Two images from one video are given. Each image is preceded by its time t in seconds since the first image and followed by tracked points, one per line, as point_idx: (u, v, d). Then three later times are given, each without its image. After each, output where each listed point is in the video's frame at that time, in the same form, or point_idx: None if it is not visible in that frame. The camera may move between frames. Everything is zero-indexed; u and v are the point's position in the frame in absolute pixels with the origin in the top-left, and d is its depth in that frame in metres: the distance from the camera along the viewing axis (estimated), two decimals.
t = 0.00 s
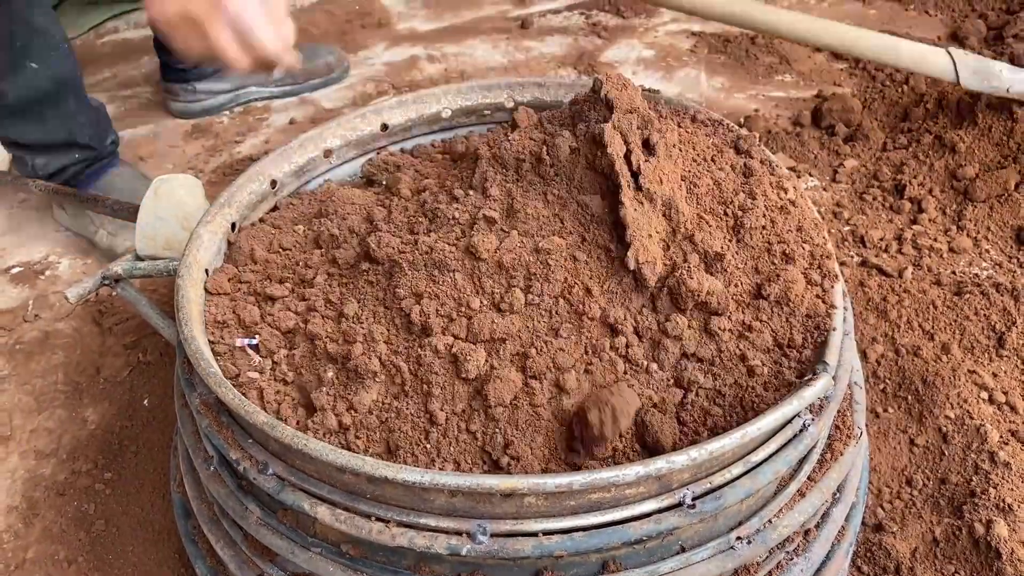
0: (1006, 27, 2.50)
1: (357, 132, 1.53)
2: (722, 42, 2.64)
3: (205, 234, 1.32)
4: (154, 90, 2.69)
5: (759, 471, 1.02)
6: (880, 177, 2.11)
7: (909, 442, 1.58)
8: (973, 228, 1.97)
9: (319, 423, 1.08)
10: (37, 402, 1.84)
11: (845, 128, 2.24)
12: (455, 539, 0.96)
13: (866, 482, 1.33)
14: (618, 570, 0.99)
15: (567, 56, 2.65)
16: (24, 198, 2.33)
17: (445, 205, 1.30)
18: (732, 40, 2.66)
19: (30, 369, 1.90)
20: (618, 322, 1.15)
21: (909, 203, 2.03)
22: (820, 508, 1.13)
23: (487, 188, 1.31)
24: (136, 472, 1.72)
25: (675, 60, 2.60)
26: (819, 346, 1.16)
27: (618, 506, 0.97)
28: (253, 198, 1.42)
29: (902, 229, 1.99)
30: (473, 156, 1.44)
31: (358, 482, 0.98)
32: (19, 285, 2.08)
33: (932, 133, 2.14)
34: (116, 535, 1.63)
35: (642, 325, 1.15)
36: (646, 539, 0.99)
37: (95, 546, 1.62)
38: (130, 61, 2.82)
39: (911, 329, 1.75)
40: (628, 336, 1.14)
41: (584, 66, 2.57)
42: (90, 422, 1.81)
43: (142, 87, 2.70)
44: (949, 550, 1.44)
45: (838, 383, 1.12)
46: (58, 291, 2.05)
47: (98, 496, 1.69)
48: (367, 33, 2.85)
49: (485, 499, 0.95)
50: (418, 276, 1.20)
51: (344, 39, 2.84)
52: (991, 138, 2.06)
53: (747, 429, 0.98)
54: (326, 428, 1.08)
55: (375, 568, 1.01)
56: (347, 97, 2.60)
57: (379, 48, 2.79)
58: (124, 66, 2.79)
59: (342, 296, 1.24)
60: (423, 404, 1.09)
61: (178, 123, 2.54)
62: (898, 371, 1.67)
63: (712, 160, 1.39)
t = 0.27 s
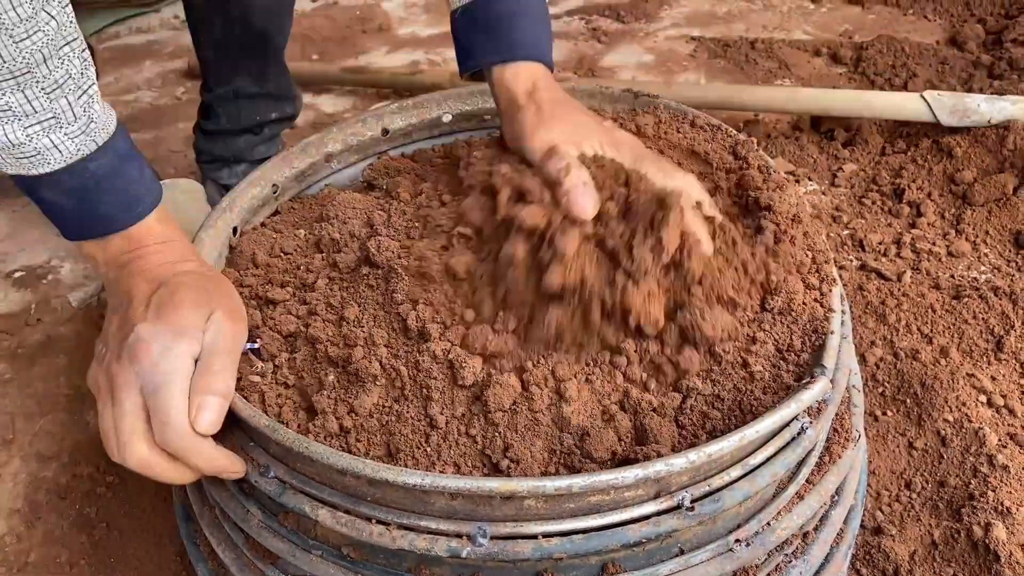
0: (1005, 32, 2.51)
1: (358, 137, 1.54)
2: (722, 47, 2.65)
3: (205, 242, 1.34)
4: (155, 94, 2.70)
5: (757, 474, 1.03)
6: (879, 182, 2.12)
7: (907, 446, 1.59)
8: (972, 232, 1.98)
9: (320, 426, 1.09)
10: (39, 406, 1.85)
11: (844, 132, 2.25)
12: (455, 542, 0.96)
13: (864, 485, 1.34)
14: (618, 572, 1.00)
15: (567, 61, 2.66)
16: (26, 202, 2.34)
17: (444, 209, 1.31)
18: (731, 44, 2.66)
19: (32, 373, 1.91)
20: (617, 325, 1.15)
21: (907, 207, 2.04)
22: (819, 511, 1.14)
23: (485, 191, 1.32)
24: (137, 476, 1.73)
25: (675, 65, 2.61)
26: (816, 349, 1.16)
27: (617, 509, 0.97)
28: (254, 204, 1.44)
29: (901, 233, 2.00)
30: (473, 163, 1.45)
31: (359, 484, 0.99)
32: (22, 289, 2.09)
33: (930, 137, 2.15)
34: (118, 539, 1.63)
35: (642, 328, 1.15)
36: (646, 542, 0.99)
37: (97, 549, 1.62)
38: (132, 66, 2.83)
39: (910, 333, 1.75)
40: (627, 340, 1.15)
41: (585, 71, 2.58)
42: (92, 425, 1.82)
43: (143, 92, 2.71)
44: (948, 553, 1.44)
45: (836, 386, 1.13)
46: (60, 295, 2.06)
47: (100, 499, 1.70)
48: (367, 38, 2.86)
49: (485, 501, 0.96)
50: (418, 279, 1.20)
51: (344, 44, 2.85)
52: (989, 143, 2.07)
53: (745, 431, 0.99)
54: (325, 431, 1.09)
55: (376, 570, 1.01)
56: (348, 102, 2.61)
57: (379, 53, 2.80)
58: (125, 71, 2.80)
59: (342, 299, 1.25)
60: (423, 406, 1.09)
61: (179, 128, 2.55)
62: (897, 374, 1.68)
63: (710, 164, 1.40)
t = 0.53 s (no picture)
0: (1005, 34, 2.51)
1: (359, 138, 1.54)
2: (722, 48, 2.65)
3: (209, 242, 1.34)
4: (156, 96, 2.70)
5: (759, 475, 1.03)
6: (880, 183, 2.12)
7: (908, 447, 1.59)
8: (973, 233, 1.97)
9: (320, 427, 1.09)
10: (40, 407, 1.85)
11: (845, 133, 2.25)
12: (456, 543, 0.96)
13: (865, 486, 1.34)
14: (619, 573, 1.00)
15: (567, 62, 2.66)
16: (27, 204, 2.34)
17: (446, 211, 1.31)
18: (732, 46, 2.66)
19: (33, 374, 1.91)
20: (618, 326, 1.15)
21: (908, 209, 2.03)
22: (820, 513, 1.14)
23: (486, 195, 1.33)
24: (139, 477, 1.73)
25: (676, 66, 2.61)
26: (818, 350, 1.16)
27: (618, 510, 0.97)
28: (255, 204, 1.44)
29: (902, 234, 2.00)
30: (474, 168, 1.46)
31: (360, 486, 0.99)
32: (23, 291, 2.09)
33: (930, 138, 2.15)
34: (119, 540, 1.63)
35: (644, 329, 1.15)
36: (647, 543, 0.99)
37: (98, 551, 1.62)
38: (133, 68, 2.83)
39: (911, 334, 1.75)
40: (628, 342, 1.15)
41: (585, 73, 2.58)
42: (93, 427, 1.82)
43: (145, 94, 2.71)
44: (949, 555, 1.44)
45: (838, 388, 1.13)
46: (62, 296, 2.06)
47: (101, 500, 1.70)
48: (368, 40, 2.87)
49: (486, 502, 0.96)
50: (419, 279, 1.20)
51: (345, 46, 2.85)
52: (990, 145, 2.07)
53: (746, 433, 0.99)
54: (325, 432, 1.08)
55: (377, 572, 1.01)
56: (349, 104, 2.61)
57: (380, 55, 2.81)
58: (127, 73, 2.80)
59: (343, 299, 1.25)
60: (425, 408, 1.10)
61: (180, 130, 2.55)
62: (898, 376, 1.68)
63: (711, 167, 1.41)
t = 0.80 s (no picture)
0: (1005, 35, 2.51)
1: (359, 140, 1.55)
2: (722, 50, 2.65)
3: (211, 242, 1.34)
4: (156, 97, 2.70)
5: (758, 476, 1.03)
6: (879, 184, 2.12)
7: (908, 448, 1.59)
8: (972, 235, 1.98)
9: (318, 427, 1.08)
10: (40, 408, 1.85)
11: (844, 134, 2.25)
12: (455, 544, 0.96)
13: (865, 487, 1.34)
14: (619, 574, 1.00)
15: (567, 63, 2.66)
16: (27, 205, 2.34)
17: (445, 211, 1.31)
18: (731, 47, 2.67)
19: (33, 375, 1.91)
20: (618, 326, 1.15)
21: (907, 210, 2.04)
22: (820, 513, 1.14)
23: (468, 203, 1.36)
24: (139, 478, 1.73)
25: (675, 67, 2.61)
26: (816, 351, 1.15)
27: (618, 511, 0.97)
28: (255, 205, 1.44)
29: (902, 235, 2.00)
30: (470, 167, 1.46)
31: (360, 487, 0.99)
32: (23, 292, 2.09)
33: (930, 139, 2.15)
34: (119, 541, 1.63)
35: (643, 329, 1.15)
36: (647, 544, 0.99)
37: (98, 552, 1.62)
38: (133, 69, 2.83)
39: (910, 335, 1.75)
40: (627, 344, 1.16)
41: (585, 74, 2.59)
42: (93, 427, 1.82)
43: (145, 95, 2.71)
44: (948, 555, 1.44)
45: (837, 389, 1.13)
46: (61, 297, 2.06)
47: (101, 501, 1.70)
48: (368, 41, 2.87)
49: (486, 503, 0.96)
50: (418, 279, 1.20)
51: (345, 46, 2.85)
52: (989, 146, 2.07)
53: (745, 434, 0.99)
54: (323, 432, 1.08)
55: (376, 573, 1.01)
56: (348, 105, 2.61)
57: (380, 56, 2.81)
58: (127, 74, 2.80)
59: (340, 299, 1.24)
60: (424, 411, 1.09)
61: (180, 130, 2.55)
62: (897, 376, 1.68)
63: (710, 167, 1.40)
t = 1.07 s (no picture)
0: (1004, 36, 2.52)
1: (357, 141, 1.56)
2: (721, 51, 2.66)
3: (211, 243, 1.35)
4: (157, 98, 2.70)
5: (757, 477, 1.03)
6: (878, 186, 2.12)
7: (907, 449, 1.59)
8: (971, 236, 1.98)
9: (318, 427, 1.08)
10: (40, 409, 1.85)
11: (843, 136, 2.25)
12: (455, 544, 0.97)
13: (863, 488, 1.34)
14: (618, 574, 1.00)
15: (566, 65, 2.67)
16: (27, 206, 2.34)
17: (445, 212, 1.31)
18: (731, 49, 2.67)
19: (33, 376, 1.91)
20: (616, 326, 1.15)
21: (906, 211, 2.04)
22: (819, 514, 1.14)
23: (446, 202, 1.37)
24: (139, 479, 1.73)
25: (674, 69, 2.62)
26: (815, 352, 1.16)
27: (617, 512, 0.98)
28: (255, 206, 1.45)
29: (901, 236, 2.00)
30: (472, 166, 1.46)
31: (360, 488, 0.99)
32: (23, 293, 2.09)
33: (929, 141, 2.15)
34: (119, 542, 1.64)
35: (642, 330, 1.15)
36: (646, 544, 1.00)
37: (98, 552, 1.62)
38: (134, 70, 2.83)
39: (909, 336, 1.76)
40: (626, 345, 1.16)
41: (584, 75, 2.59)
42: (93, 428, 1.82)
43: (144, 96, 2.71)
44: (947, 556, 1.45)
45: (835, 389, 1.13)
46: (61, 298, 2.07)
47: (101, 502, 1.70)
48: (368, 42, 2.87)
49: (485, 504, 0.96)
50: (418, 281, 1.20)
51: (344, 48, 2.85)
52: (987, 147, 2.08)
53: (744, 434, 0.99)
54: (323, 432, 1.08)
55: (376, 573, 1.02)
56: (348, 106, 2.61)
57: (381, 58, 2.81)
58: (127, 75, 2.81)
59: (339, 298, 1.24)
60: (423, 412, 1.09)
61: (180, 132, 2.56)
62: (896, 377, 1.68)
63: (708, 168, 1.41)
